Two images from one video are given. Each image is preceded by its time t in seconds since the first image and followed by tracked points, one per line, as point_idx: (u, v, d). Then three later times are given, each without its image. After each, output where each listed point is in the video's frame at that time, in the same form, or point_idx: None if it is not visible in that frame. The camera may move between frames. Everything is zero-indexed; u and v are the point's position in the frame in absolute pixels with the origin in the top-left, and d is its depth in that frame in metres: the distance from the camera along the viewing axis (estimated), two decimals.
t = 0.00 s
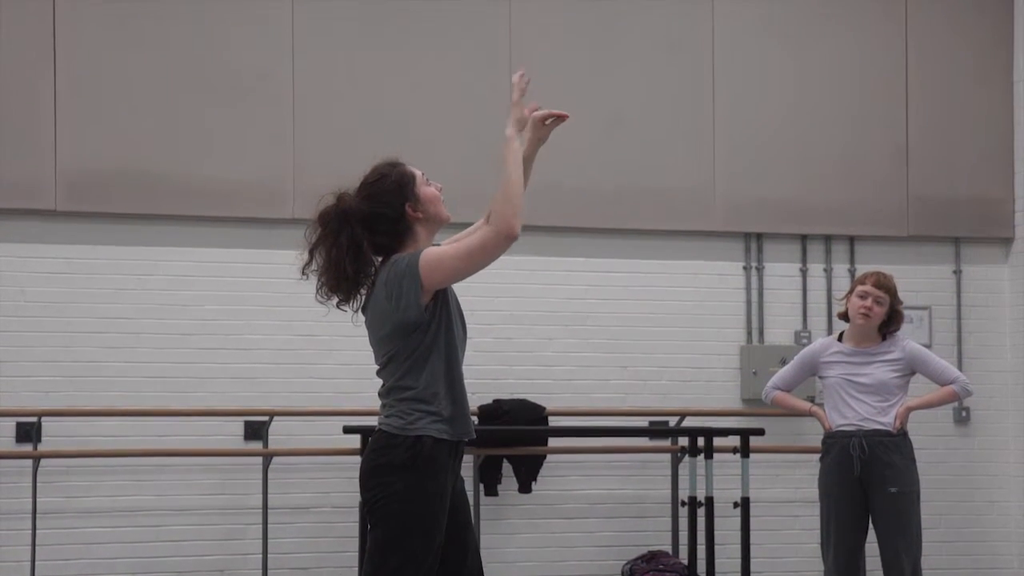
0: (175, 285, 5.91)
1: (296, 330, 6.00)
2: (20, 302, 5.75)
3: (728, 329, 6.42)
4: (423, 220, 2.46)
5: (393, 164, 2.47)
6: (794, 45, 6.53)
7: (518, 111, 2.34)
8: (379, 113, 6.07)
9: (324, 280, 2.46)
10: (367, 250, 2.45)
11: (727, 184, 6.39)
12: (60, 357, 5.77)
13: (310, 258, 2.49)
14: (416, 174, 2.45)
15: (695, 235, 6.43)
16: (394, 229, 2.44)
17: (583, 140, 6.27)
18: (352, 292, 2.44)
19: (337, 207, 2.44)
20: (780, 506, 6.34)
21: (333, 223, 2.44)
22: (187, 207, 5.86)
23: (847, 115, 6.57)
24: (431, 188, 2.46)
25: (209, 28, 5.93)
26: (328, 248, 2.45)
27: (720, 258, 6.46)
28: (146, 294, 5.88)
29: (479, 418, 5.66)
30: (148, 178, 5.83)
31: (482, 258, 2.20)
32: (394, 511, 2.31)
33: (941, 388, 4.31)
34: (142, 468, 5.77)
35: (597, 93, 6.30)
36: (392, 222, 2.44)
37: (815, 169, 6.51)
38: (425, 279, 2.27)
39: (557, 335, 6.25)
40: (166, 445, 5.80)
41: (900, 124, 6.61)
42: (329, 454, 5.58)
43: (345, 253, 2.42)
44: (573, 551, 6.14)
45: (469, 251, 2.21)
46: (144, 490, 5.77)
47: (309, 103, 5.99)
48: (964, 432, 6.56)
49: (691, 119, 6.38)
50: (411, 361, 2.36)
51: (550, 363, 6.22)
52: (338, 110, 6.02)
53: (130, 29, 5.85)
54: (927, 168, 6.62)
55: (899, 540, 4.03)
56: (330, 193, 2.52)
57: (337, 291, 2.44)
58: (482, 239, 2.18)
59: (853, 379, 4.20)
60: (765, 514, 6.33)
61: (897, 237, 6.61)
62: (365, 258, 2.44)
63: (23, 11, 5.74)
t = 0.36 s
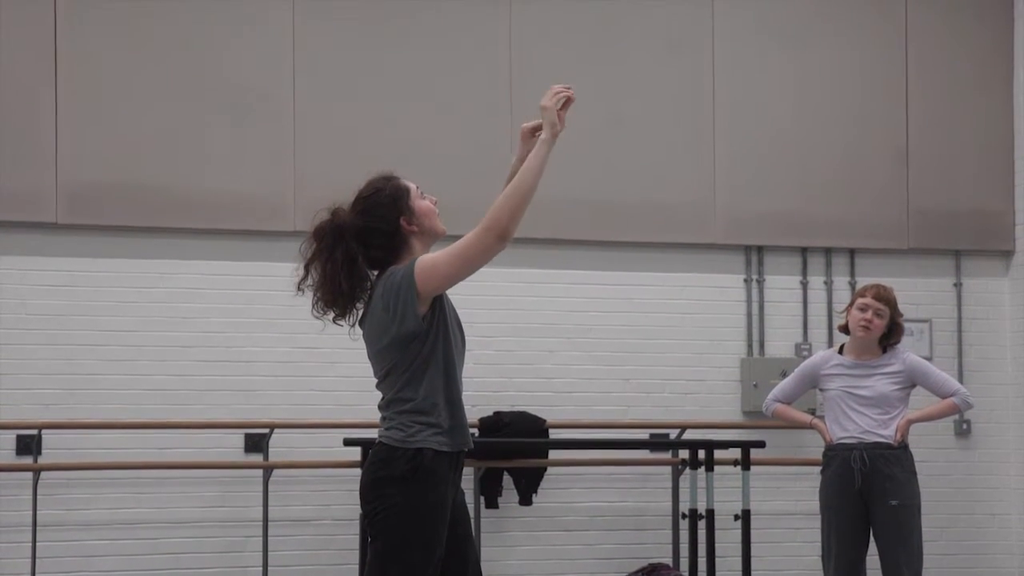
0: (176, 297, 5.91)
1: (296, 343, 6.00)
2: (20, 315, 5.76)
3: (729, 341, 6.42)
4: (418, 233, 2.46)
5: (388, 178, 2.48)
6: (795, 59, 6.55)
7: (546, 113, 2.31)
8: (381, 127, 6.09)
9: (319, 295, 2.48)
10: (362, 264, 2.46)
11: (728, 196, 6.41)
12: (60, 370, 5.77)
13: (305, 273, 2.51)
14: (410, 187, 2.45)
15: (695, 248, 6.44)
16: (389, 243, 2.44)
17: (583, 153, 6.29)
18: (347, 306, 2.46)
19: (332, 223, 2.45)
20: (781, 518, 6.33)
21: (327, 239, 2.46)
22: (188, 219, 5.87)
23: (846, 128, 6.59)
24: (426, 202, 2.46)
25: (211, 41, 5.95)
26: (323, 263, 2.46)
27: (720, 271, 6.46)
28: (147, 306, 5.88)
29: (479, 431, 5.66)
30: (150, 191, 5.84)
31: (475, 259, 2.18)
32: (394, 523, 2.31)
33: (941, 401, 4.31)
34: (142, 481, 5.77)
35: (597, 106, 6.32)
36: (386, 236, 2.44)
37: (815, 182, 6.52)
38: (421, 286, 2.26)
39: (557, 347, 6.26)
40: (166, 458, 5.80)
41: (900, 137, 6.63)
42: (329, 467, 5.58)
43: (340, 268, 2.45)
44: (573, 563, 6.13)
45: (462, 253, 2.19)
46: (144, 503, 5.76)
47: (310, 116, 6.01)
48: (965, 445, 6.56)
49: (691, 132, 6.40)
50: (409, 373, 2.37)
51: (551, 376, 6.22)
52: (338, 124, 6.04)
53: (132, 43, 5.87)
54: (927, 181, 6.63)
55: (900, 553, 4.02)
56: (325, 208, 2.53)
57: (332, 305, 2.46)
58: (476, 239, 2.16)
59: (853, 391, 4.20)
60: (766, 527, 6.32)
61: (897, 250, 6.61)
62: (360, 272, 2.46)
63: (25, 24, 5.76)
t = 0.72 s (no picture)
0: (177, 300, 5.92)
1: (296, 345, 6.00)
2: (21, 318, 5.76)
3: (729, 344, 6.42)
4: (415, 236, 2.46)
5: (383, 182, 2.48)
6: (795, 62, 6.55)
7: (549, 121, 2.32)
8: (381, 130, 6.10)
9: (318, 301, 2.47)
10: (360, 268, 2.46)
11: (728, 199, 6.41)
12: (60, 372, 5.77)
13: (303, 280, 2.49)
14: (407, 191, 2.46)
15: (696, 251, 6.44)
16: (386, 247, 2.44)
17: (583, 156, 6.29)
18: (346, 311, 2.45)
19: (329, 228, 2.45)
20: (781, 521, 6.33)
21: (325, 244, 2.45)
22: (188, 223, 5.88)
23: (847, 131, 6.59)
24: (423, 205, 2.46)
25: (211, 45, 5.96)
26: (322, 268, 2.46)
27: (720, 274, 6.47)
28: (147, 309, 5.89)
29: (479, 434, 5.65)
30: (150, 194, 5.85)
31: (469, 262, 2.19)
32: (393, 525, 2.31)
33: (941, 403, 4.30)
34: (142, 484, 5.76)
35: (598, 110, 6.32)
36: (383, 241, 2.43)
37: (815, 185, 6.52)
38: (416, 288, 2.27)
39: (558, 350, 6.25)
40: (166, 461, 5.80)
41: (900, 140, 6.63)
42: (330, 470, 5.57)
43: (338, 272, 2.44)
44: (573, 566, 6.12)
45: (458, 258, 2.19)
46: (144, 506, 5.76)
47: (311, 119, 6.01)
48: (966, 447, 6.56)
49: (691, 135, 6.40)
50: (407, 375, 2.37)
51: (551, 378, 6.22)
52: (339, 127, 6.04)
53: (133, 46, 5.88)
54: (927, 184, 6.63)
55: (900, 556, 4.02)
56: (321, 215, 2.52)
57: (331, 311, 2.45)
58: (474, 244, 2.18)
59: (853, 394, 4.20)
60: (766, 530, 6.32)
61: (898, 253, 6.61)
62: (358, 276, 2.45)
63: (26, 28, 5.77)
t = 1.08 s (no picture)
0: (177, 301, 5.92)
1: (296, 346, 6.00)
2: (21, 318, 5.77)
3: (729, 344, 6.42)
4: (413, 236, 2.45)
5: (381, 183, 2.47)
6: (795, 63, 6.55)
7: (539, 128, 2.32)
8: (380, 130, 6.10)
9: (314, 302, 2.47)
10: (357, 269, 2.46)
11: (728, 200, 6.41)
12: (59, 373, 5.77)
13: (300, 281, 2.50)
14: (405, 191, 2.45)
15: (695, 251, 6.44)
16: (384, 248, 2.44)
17: (583, 156, 6.29)
18: (343, 313, 2.46)
19: (325, 228, 2.45)
20: (781, 521, 6.33)
21: (320, 245, 2.45)
22: (188, 223, 5.88)
23: (846, 132, 6.59)
24: (421, 205, 2.45)
25: (211, 45, 5.96)
26: (319, 269, 2.46)
27: (719, 274, 6.47)
28: (146, 309, 5.88)
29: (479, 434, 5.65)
30: (150, 194, 5.85)
31: (464, 268, 2.19)
32: (392, 526, 2.31)
33: (941, 404, 4.30)
34: (141, 484, 5.76)
35: (598, 110, 6.32)
36: (381, 242, 2.43)
37: (814, 185, 6.52)
38: (411, 291, 2.27)
39: (557, 350, 6.25)
40: (166, 461, 5.79)
41: (900, 140, 6.63)
42: (330, 470, 5.57)
43: (335, 274, 2.45)
44: (572, 567, 6.12)
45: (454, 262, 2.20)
46: (143, 506, 5.75)
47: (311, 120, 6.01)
48: (965, 448, 6.56)
49: (691, 135, 6.40)
50: (403, 376, 2.37)
51: (551, 379, 6.22)
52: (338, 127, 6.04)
53: (133, 47, 5.88)
54: (927, 184, 6.63)
55: (900, 556, 4.02)
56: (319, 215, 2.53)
57: (328, 312, 2.45)
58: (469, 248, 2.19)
59: (852, 394, 4.19)
60: (766, 530, 6.32)
61: (898, 253, 6.61)
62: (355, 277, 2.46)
63: (25, 28, 5.77)
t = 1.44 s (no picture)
0: (176, 300, 5.91)
1: (294, 345, 6.00)
2: (19, 318, 5.76)
3: (728, 344, 6.43)
4: (415, 237, 2.45)
5: (382, 184, 2.47)
6: (794, 64, 6.56)
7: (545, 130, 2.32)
8: (379, 130, 6.10)
9: (315, 303, 2.47)
10: (358, 270, 2.46)
11: (727, 200, 6.41)
12: (58, 373, 5.77)
13: (301, 282, 2.50)
14: (405, 192, 2.45)
15: (693, 251, 6.44)
16: (385, 249, 2.44)
17: (581, 156, 6.29)
18: (344, 313, 2.46)
19: (327, 230, 2.45)
20: (779, 521, 6.33)
21: (322, 247, 2.46)
22: (188, 223, 5.88)
23: (845, 132, 6.59)
24: (421, 206, 2.45)
25: (210, 45, 5.96)
26: (320, 271, 2.46)
27: (718, 274, 6.47)
28: (145, 309, 5.88)
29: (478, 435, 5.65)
30: (149, 194, 5.84)
31: (467, 268, 2.20)
32: (394, 527, 2.31)
33: (939, 404, 4.30)
34: (139, 484, 5.76)
35: (597, 110, 6.32)
36: (383, 243, 2.43)
37: (813, 185, 6.52)
38: (416, 291, 2.28)
39: (556, 350, 6.26)
40: (164, 461, 5.79)
41: (898, 140, 6.63)
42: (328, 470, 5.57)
43: (336, 275, 2.45)
44: (571, 566, 6.12)
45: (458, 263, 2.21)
46: (141, 506, 5.75)
47: (310, 120, 6.01)
48: (964, 448, 6.56)
49: (689, 136, 6.40)
50: (408, 376, 2.36)
51: (550, 379, 6.22)
52: (337, 127, 6.04)
53: (132, 46, 5.88)
54: (927, 185, 6.64)
55: (898, 556, 4.02)
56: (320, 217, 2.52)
57: (329, 313, 2.45)
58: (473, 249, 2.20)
59: (850, 394, 4.19)
60: (764, 530, 6.32)
61: (896, 253, 6.62)
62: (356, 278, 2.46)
63: (23, 27, 5.76)
